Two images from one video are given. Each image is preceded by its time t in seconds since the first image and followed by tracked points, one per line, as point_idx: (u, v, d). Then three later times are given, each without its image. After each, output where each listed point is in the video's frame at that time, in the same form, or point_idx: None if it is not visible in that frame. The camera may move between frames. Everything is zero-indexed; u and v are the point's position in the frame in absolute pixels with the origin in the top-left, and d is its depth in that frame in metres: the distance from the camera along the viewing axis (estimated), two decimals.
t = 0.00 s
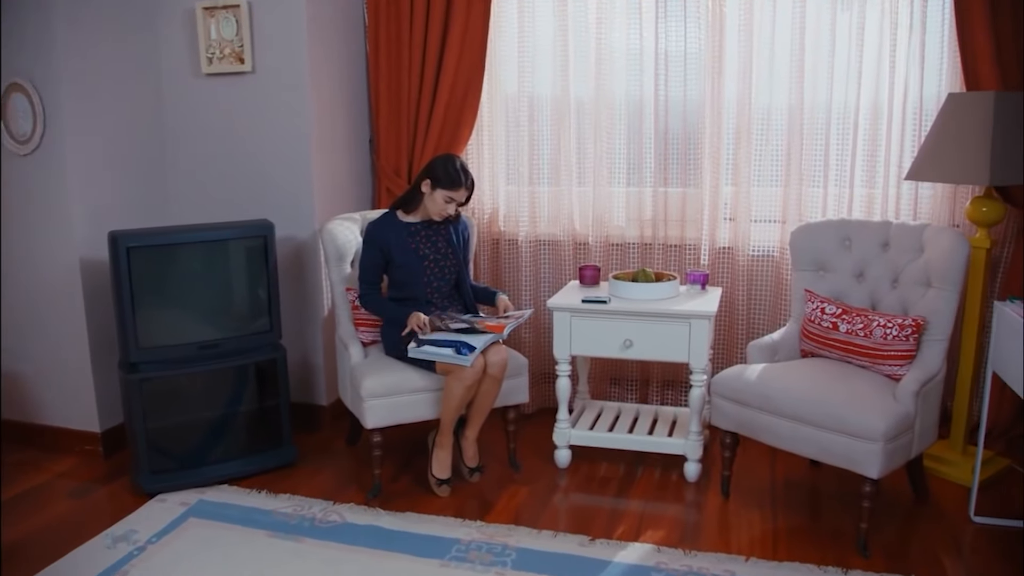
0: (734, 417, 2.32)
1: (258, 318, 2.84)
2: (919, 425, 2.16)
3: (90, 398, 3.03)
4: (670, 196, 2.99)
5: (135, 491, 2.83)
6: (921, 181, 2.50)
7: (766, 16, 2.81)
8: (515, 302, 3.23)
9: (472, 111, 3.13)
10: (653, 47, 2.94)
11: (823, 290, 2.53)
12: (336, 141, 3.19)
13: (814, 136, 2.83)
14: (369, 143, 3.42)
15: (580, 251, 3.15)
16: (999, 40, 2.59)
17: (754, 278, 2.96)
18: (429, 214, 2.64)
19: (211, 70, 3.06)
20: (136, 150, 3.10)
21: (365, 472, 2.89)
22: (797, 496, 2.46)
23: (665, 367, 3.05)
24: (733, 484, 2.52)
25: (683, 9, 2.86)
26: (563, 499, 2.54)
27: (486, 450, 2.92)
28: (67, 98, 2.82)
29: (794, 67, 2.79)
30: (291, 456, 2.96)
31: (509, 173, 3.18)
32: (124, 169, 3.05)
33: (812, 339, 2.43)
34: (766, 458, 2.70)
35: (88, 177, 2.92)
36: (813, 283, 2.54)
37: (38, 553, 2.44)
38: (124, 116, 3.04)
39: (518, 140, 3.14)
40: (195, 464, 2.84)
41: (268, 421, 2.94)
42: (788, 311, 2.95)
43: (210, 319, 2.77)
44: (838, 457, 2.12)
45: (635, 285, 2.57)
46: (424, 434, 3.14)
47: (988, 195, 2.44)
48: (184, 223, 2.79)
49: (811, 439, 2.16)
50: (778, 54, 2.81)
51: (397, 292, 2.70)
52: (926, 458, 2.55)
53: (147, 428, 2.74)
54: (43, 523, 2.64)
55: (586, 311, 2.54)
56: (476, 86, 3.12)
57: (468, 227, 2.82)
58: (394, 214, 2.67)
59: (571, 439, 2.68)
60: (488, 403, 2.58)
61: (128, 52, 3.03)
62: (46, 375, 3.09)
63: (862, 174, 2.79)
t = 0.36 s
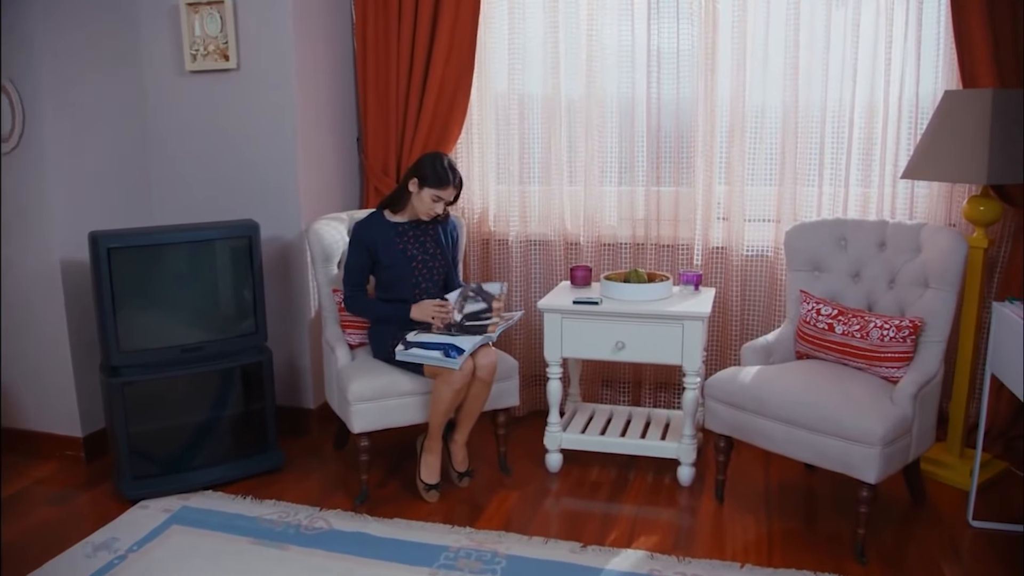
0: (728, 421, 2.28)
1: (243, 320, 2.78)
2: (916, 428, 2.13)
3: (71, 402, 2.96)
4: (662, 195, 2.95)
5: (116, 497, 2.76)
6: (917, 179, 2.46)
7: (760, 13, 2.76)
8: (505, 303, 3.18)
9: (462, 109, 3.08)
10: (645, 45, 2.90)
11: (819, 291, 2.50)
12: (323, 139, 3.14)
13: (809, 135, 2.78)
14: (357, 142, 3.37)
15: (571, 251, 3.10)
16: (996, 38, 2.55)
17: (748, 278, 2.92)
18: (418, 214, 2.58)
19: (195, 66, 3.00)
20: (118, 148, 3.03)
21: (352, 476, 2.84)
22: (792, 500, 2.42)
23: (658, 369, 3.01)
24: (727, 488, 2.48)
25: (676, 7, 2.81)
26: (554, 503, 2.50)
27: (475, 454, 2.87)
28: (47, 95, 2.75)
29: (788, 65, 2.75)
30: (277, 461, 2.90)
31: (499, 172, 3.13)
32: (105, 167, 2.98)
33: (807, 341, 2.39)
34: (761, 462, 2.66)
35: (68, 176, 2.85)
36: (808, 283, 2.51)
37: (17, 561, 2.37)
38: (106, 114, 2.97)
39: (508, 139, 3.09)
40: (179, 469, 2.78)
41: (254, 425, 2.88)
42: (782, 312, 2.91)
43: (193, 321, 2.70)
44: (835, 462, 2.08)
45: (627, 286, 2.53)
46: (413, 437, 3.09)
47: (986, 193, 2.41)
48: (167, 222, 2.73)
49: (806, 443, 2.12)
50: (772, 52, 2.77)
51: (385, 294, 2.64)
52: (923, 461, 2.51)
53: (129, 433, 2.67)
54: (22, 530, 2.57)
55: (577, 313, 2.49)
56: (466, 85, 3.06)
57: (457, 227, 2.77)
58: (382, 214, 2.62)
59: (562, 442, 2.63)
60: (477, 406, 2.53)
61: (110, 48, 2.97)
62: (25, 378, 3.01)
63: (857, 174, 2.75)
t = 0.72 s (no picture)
0: (726, 425, 2.24)
1: (232, 322, 2.73)
2: (918, 432, 2.09)
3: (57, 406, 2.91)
4: (659, 195, 2.91)
5: (103, 501, 2.71)
6: (918, 178, 2.42)
7: (758, 11, 2.72)
8: (500, 305, 3.14)
9: (456, 108, 3.03)
10: (641, 44, 2.86)
11: (818, 292, 2.46)
12: (315, 138, 3.09)
13: (808, 135, 2.74)
14: (349, 141, 3.32)
15: (567, 251, 3.06)
16: (998, 35, 2.51)
17: (746, 279, 2.88)
18: (409, 213, 2.54)
19: (183, 64, 2.95)
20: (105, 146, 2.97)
21: (344, 481, 2.79)
22: (791, 505, 2.37)
23: (654, 372, 2.97)
24: (725, 493, 2.44)
25: (673, 5, 2.77)
26: (549, 508, 2.45)
27: (469, 458, 2.83)
28: (32, 92, 2.69)
29: (787, 62, 2.71)
30: (267, 465, 2.85)
31: (492, 171, 3.08)
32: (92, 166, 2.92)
33: (806, 342, 2.35)
34: (760, 467, 2.62)
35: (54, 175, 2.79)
36: (806, 284, 2.47)
37: None
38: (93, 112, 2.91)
39: (502, 139, 3.04)
40: (167, 474, 2.72)
41: (244, 428, 2.83)
42: (780, 313, 2.87)
43: (182, 323, 2.65)
44: (836, 466, 2.04)
45: (623, 287, 2.49)
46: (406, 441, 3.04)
47: (987, 192, 2.37)
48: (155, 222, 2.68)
49: (805, 448, 2.08)
50: (770, 51, 2.73)
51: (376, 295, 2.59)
52: (924, 465, 2.47)
53: (115, 437, 2.62)
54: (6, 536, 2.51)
55: (572, 314, 2.45)
56: (459, 84, 3.02)
57: (451, 228, 2.72)
58: (373, 214, 2.57)
59: (557, 446, 2.59)
60: (470, 410, 2.49)
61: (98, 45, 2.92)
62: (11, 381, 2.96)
63: (856, 173, 2.72)
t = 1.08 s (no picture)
0: (728, 429, 2.20)
1: (226, 323, 2.68)
2: (925, 437, 2.05)
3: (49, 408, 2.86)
4: (660, 194, 2.86)
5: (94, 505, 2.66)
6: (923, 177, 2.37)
7: (761, 8, 2.68)
8: (498, 306, 3.09)
9: (453, 106, 2.99)
10: (642, 42, 2.81)
11: (822, 293, 2.42)
12: (311, 137, 3.05)
13: (811, 134, 2.70)
14: (345, 139, 3.27)
15: (566, 251, 3.02)
16: (1006, 32, 2.47)
17: (749, 280, 2.84)
18: (405, 212, 2.49)
19: (177, 61, 2.91)
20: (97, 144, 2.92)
21: (339, 485, 2.74)
22: (795, 510, 2.33)
23: (655, 374, 2.92)
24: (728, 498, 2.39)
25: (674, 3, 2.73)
26: (548, 513, 2.41)
27: (467, 461, 2.78)
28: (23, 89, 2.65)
29: (790, 60, 2.66)
30: (262, 468, 2.80)
31: (491, 171, 3.04)
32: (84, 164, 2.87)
33: (810, 344, 2.31)
34: (763, 471, 2.57)
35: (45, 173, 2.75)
36: (811, 285, 2.42)
37: None
38: (86, 110, 2.87)
39: (501, 137, 3.00)
40: (160, 477, 2.68)
41: (238, 431, 2.78)
42: (783, 316, 2.82)
43: (175, 324, 2.60)
44: (842, 472, 1.99)
45: (623, 287, 2.44)
46: (403, 444, 3.00)
47: (994, 191, 2.33)
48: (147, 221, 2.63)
49: (810, 452, 2.04)
50: (774, 49, 2.68)
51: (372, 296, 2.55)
52: (931, 470, 2.43)
53: (107, 440, 2.57)
54: None
55: (571, 315, 2.40)
56: (457, 82, 2.97)
57: (449, 228, 2.67)
58: (369, 213, 2.52)
59: (556, 450, 2.54)
60: (468, 413, 2.44)
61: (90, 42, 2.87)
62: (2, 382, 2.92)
63: (861, 172, 2.67)
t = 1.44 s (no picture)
0: (735, 432, 2.15)
1: (223, 324, 2.64)
2: (936, 441, 2.00)
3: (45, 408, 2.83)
4: (666, 192, 2.81)
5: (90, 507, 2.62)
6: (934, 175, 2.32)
7: (769, 4, 2.63)
8: (501, 306, 3.05)
9: (456, 103, 2.95)
10: (647, 39, 2.76)
11: (831, 294, 2.37)
12: (311, 134, 3.00)
13: (820, 132, 2.65)
14: (346, 137, 3.23)
15: (570, 250, 2.97)
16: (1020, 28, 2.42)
17: (756, 280, 2.79)
18: (405, 210, 2.45)
19: (175, 57, 2.87)
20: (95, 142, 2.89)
21: (339, 487, 2.70)
22: (803, 516, 2.28)
23: (660, 376, 2.88)
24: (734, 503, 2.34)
25: None
26: (550, 517, 2.36)
27: (468, 464, 2.74)
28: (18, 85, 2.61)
29: (799, 57, 2.61)
30: (260, 470, 2.76)
31: (494, 169, 2.99)
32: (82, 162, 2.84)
33: (819, 346, 2.26)
34: (770, 475, 2.53)
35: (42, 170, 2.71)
36: (820, 286, 2.38)
37: None
38: (83, 106, 2.83)
39: (504, 136, 2.95)
40: (156, 479, 2.64)
41: (236, 433, 2.73)
42: (790, 317, 2.78)
43: (171, 324, 2.56)
44: (851, 477, 1.94)
45: (627, 287, 2.40)
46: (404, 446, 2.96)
47: (1007, 190, 2.27)
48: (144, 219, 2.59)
49: (818, 457, 1.99)
50: (782, 46, 2.63)
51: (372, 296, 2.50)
52: (942, 475, 2.38)
53: (102, 442, 2.53)
54: None
55: (574, 316, 2.36)
56: (460, 79, 2.93)
57: (450, 227, 2.63)
58: (368, 212, 2.48)
59: (559, 453, 2.49)
60: (468, 415, 2.40)
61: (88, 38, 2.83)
62: None
63: (871, 170, 2.62)
